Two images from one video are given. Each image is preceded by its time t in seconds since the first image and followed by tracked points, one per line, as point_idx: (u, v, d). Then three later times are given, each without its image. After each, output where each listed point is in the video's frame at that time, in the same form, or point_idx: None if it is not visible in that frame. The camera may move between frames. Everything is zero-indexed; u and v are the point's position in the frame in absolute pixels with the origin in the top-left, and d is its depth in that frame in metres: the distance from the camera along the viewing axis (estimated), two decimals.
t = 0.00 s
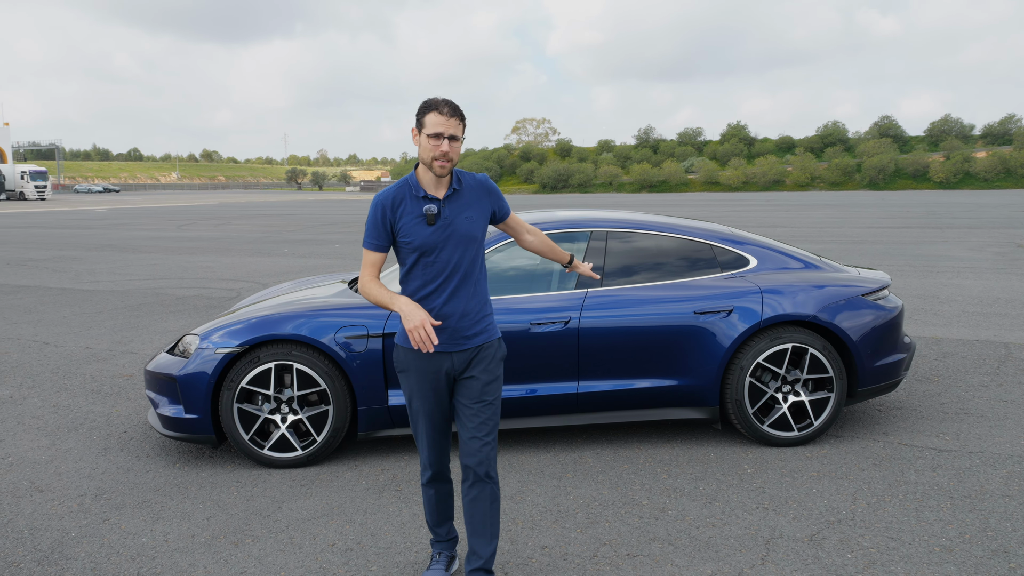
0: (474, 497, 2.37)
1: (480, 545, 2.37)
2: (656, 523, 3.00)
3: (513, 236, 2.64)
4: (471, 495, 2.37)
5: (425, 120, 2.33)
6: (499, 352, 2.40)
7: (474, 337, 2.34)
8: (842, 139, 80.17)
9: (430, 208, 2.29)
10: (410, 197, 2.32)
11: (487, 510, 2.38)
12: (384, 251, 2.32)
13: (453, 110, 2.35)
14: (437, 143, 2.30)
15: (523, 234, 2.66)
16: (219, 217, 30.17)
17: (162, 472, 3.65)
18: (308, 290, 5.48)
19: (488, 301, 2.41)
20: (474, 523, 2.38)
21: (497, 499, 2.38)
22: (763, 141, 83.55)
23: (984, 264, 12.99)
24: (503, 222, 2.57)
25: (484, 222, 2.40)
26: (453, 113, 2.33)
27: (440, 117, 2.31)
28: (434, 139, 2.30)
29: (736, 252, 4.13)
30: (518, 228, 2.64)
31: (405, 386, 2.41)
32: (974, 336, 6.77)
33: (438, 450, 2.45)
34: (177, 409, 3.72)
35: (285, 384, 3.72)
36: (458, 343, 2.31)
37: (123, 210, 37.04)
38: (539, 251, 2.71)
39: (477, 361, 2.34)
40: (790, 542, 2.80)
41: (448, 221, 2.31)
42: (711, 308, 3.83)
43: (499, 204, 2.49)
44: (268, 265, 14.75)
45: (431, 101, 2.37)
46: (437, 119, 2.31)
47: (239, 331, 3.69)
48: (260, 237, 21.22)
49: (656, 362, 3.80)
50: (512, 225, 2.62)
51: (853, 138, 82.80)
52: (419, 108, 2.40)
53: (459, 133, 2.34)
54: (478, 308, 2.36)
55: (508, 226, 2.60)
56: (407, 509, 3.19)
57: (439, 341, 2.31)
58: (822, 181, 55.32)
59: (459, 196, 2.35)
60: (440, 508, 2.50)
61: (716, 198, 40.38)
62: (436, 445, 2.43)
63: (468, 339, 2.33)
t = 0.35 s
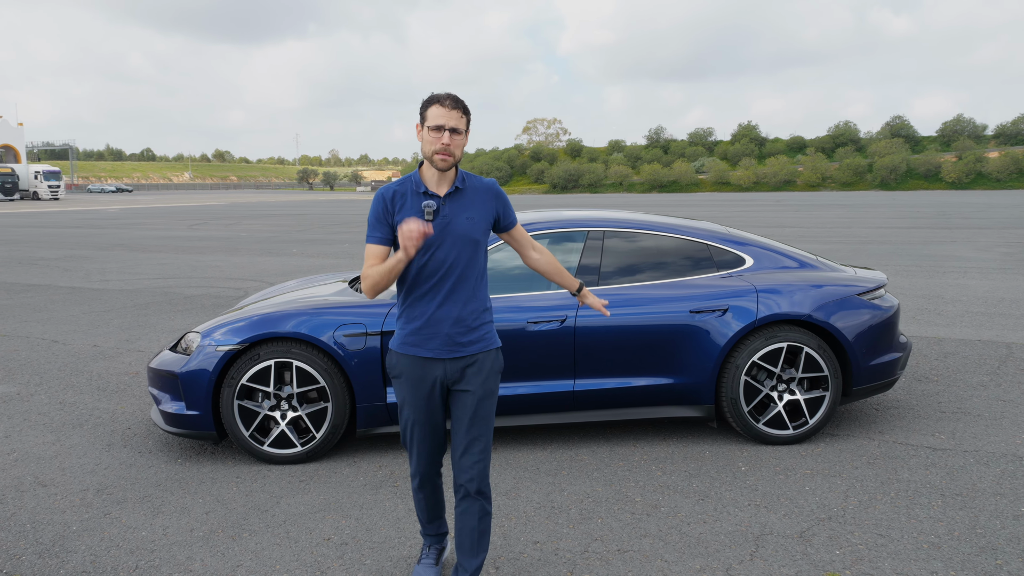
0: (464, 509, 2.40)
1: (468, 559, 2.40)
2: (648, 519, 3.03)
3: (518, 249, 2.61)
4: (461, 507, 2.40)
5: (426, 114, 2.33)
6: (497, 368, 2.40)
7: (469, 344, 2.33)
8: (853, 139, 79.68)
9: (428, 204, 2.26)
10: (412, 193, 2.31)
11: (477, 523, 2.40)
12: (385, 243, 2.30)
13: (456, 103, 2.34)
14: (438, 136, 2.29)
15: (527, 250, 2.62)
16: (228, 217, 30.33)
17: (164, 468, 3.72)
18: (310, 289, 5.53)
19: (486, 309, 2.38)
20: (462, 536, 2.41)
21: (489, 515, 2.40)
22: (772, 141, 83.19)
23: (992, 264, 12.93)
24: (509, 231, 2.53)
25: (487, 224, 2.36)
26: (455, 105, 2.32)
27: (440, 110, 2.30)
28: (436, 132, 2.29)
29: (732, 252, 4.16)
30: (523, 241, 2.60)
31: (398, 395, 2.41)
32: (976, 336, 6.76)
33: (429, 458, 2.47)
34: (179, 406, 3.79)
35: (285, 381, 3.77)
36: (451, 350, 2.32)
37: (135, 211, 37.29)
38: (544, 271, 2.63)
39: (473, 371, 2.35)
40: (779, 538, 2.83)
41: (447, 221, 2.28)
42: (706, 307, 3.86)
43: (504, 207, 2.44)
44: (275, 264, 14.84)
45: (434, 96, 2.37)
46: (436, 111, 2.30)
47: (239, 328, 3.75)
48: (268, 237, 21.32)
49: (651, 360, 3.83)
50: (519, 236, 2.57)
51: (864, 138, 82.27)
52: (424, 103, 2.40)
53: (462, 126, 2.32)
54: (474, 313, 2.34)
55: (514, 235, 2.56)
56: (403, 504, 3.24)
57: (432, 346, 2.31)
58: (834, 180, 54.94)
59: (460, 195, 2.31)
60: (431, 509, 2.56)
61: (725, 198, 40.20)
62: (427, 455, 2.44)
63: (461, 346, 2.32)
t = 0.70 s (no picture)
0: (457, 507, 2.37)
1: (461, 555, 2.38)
2: (639, 514, 3.08)
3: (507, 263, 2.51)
4: (454, 505, 2.37)
5: (438, 109, 2.26)
6: (495, 371, 2.34)
7: (472, 345, 2.24)
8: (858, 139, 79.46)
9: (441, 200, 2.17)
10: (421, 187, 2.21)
11: (470, 522, 2.38)
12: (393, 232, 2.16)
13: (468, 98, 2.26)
14: (450, 133, 2.22)
15: (519, 265, 2.52)
16: (232, 217, 30.41)
17: (165, 463, 3.78)
18: (311, 287, 5.58)
19: (489, 312, 2.30)
20: (453, 534, 2.38)
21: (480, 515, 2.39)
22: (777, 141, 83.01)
23: (994, 264, 12.91)
24: (506, 240, 2.49)
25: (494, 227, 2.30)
26: (468, 101, 2.24)
27: (452, 105, 2.23)
28: (447, 129, 2.23)
29: (726, 251, 4.19)
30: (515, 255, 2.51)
31: (388, 392, 2.25)
32: (974, 336, 6.77)
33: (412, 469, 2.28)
34: (180, 403, 3.84)
35: (284, 378, 3.83)
36: (455, 350, 2.22)
37: (141, 211, 37.43)
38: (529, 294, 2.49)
39: (475, 373, 2.26)
40: (769, 534, 2.88)
41: (458, 219, 2.20)
42: (700, 306, 3.89)
43: (509, 211, 2.40)
44: (279, 264, 14.91)
45: (447, 90, 2.29)
46: (449, 106, 2.23)
47: (238, 326, 3.80)
48: (272, 237, 21.39)
49: (646, 358, 3.87)
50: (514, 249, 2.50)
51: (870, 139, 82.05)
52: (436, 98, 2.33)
53: (475, 123, 2.25)
54: (478, 315, 2.25)
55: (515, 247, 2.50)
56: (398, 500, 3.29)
57: (435, 345, 2.20)
58: (839, 181, 54.78)
59: (471, 195, 2.25)
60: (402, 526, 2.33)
61: (729, 198, 40.12)
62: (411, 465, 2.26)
63: (464, 349, 2.23)
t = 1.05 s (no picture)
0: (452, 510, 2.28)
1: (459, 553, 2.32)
2: (635, 512, 3.11)
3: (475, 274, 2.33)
4: (448, 507, 2.29)
5: (437, 112, 2.16)
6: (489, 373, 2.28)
7: (472, 351, 2.16)
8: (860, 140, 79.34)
9: (443, 206, 2.09)
10: (420, 191, 2.11)
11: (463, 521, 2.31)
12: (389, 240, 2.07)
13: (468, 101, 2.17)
14: (450, 136, 2.12)
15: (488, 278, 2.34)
16: (234, 216, 30.52)
17: (166, 461, 3.81)
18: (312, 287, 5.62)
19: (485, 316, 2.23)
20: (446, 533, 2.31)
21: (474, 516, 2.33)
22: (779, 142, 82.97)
23: (993, 265, 12.93)
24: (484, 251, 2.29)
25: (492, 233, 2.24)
26: (467, 104, 2.15)
27: (452, 109, 2.13)
28: (447, 132, 2.12)
29: (723, 252, 4.22)
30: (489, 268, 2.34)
31: (384, 399, 2.13)
32: (972, 336, 6.79)
33: (410, 479, 2.10)
34: (180, 401, 3.88)
35: (283, 376, 3.87)
36: (455, 355, 2.12)
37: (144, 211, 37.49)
38: (485, 312, 2.31)
39: (472, 378, 2.18)
40: (762, 531, 2.91)
41: (460, 225, 2.12)
42: (697, 306, 3.93)
43: (503, 216, 2.34)
44: (280, 264, 14.97)
45: (445, 92, 2.19)
46: (449, 109, 2.14)
47: (239, 326, 3.84)
48: (274, 237, 21.46)
49: (643, 358, 3.90)
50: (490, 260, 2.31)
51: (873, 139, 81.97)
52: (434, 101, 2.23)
53: (476, 126, 2.15)
54: (477, 320, 2.18)
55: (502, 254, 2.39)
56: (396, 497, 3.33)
57: (435, 350, 2.10)
58: (841, 181, 54.73)
59: (471, 200, 2.17)
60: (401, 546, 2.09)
61: (730, 199, 40.12)
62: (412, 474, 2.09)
63: (464, 353, 2.14)
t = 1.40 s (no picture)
0: (449, 514, 2.20)
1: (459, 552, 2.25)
2: (635, 508, 3.13)
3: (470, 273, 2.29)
4: (447, 511, 2.21)
5: (404, 110, 2.04)
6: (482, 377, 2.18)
7: (462, 359, 2.07)
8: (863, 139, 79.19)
9: (420, 209, 1.98)
10: (395, 196, 1.99)
11: (461, 526, 2.22)
12: (366, 251, 1.96)
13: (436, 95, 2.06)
14: (421, 134, 2.01)
15: (479, 276, 2.30)
16: (238, 216, 30.53)
17: (170, 457, 3.84)
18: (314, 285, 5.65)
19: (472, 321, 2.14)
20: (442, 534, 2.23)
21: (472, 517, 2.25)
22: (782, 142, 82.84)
23: (996, 264, 12.92)
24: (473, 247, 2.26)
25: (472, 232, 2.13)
26: (436, 98, 2.04)
27: (420, 105, 2.02)
28: (418, 130, 2.01)
29: (725, 250, 4.23)
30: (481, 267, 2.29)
31: (375, 418, 2.02)
32: (973, 335, 6.79)
33: (404, 499, 2.02)
34: (184, 397, 3.90)
35: (286, 373, 3.89)
36: (447, 366, 2.03)
37: (147, 210, 37.54)
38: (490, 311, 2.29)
39: (465, 389, 2.08)
40: (762, 527, 2.93)
41: (440, 227, 2.01)
42: (698, 304, 3.94)
43: (481, 212, 2.24)
44: (283, 263, 15.00)
45: (410, 87, 2.07)
46: (416, 106, 2.02)
47: (242, 323, 3.87)
48: (276, 236, 21.51)
49: (644, 355, 3.92)
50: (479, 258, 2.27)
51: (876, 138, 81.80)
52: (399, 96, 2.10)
53: (447, 121, 2.05)
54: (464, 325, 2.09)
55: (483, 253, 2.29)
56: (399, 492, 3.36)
57: (426, 363, 2.00)
58: (844, 181, 54.58)
59: (448, 199, 2.06)
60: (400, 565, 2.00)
61: (733, 198, 40.07)
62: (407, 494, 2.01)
63: (455, 363, 2.04)
